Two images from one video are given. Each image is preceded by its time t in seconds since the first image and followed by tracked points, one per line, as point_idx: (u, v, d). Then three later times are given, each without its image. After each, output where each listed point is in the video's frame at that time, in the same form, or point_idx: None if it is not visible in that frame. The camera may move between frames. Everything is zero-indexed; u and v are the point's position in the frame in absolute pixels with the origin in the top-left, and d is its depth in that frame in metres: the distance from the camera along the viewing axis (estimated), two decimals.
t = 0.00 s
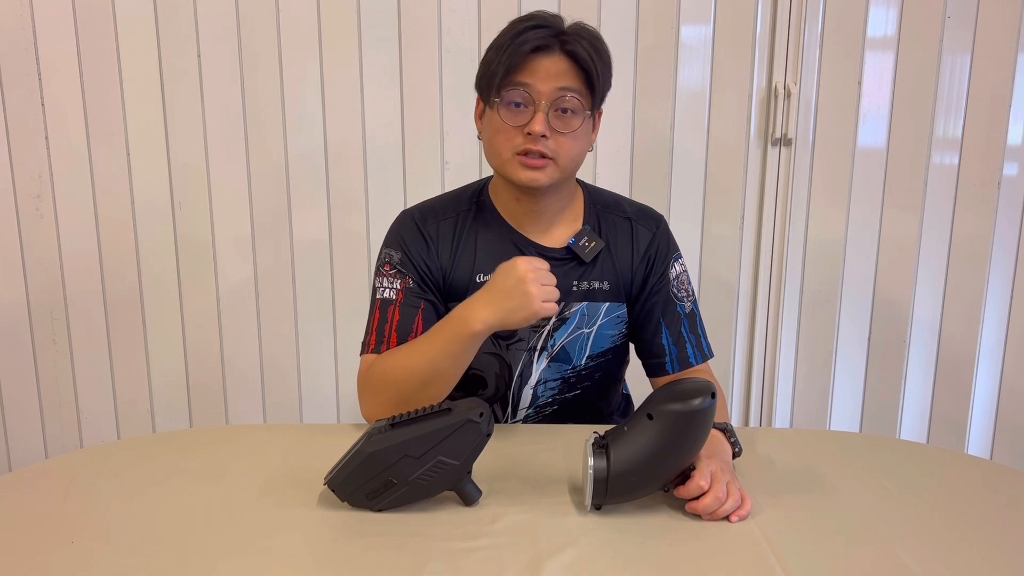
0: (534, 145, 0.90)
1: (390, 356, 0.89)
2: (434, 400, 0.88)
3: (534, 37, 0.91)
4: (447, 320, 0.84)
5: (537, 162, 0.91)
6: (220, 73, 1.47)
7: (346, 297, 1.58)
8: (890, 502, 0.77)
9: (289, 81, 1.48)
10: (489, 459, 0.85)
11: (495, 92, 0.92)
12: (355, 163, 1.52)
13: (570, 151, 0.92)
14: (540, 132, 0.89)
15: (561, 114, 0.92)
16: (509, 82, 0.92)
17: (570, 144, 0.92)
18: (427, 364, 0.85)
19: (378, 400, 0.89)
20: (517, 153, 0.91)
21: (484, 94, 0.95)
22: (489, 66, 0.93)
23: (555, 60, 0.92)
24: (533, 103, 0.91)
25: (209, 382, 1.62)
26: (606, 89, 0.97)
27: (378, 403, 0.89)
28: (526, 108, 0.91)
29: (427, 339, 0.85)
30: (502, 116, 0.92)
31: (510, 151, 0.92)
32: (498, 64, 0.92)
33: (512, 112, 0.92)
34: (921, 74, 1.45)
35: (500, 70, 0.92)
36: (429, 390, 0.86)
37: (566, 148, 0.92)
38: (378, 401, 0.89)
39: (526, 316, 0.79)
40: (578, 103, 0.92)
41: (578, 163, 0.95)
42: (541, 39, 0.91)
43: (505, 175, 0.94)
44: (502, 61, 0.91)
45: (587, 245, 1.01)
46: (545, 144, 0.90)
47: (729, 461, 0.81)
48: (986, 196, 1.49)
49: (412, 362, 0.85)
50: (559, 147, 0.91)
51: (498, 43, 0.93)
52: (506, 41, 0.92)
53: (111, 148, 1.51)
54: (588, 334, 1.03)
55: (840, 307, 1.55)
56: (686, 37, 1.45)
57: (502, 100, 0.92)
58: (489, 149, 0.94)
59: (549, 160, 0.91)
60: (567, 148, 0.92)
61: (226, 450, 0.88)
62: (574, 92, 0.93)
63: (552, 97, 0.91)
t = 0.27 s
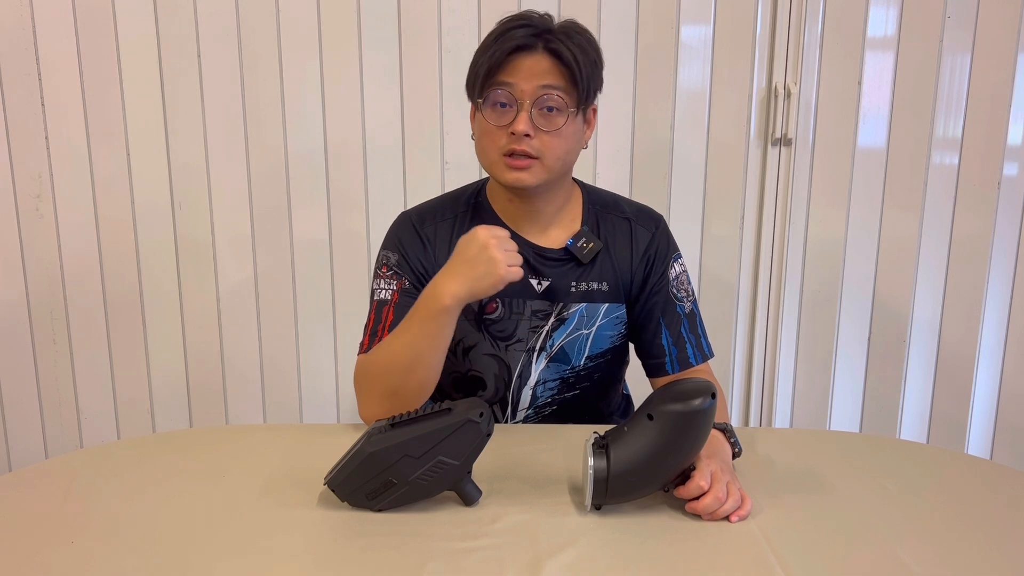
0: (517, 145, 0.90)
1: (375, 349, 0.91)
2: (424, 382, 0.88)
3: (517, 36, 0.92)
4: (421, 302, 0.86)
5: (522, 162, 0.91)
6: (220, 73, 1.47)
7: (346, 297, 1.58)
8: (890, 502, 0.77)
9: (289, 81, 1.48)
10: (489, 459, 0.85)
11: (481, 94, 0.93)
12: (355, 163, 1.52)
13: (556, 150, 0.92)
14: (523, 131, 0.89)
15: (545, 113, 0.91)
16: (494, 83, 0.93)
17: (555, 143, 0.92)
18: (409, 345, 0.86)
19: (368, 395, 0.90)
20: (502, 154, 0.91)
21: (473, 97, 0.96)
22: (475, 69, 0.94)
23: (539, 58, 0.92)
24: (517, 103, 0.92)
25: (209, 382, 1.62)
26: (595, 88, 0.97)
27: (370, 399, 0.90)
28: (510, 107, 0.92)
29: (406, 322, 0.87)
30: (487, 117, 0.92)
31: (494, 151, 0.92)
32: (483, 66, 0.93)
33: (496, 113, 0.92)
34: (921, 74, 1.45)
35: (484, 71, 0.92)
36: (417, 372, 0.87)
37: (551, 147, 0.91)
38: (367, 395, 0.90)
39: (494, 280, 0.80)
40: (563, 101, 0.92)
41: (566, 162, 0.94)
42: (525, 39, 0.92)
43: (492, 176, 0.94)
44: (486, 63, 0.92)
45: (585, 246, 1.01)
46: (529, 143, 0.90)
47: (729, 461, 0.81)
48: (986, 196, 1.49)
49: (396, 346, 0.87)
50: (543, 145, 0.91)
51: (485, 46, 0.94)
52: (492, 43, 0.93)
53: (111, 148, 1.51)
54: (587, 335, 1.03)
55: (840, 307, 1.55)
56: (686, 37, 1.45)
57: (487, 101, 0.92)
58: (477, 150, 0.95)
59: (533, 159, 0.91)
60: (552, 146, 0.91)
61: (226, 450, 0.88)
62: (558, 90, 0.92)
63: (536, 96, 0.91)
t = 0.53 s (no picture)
0: (515, 152, 0.89)
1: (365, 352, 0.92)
2: (410, 382, 0.88)
3: (507, 43, 0.91)
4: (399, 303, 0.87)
5: (519, 168, 0.90)
6: (220, 73, 1.47)
7: (346, 297, 1.58)
8: (890, 502, 0.77)
9: (289, 80, 1.48)
10: (488, 459, 0.85)
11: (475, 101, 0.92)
12: (355, 163, 1.52)
13: (552, 154, 0.91)
14: (520, 138, 0.88)
15: (540, 118, 0.90)
16: (487, 90, 0.92)
17: (551, 147, 0.91)
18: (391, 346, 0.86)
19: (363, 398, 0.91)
20: (499, 160, 0.90)
21: (468, 106, 0.95)
22: (468, 76, 0.93)
23: (530, 63, 0.91)
24: (511, 109, 0.90)
25: (209, 382, 1.62)
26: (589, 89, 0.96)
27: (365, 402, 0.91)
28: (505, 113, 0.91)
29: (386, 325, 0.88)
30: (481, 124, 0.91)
31: (491, 158, 0.91)
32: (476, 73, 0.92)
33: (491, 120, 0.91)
34: (921, 74, 1.45)
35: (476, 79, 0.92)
36: (402, 372, 0.87)
37: (548, 151, 0.91)
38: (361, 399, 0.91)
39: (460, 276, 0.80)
40: (558, 104, 0.91)
41: (563, 164, 0.94)
42: (517, 44, 0.91)
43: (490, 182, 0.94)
44: (479, 70, 0.92)
45: (583, 246, 1.01)
46: (526, 150, 0.89)
47: (729, 461, 0.81)
48: (986, 196, 1.49)
49: (379, 348, 0.87)
50: (540, 150, 0.90)
51: (477, 52, 0.94)
52: (484, 49, 0.93)
53: (111, 148, 1.51)
54: (585, 335, 1.03)
55: (840, 307, 1.55)
56: (686, 37, 1.46)
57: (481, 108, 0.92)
58: (474, 157, 0.94)
59: (531, 165, 0.90)
60: (548, 151, 0.91)
61: (226, 450, 0.88)
62: (552, 94, 0.92)
63: (530, 101, 0.90)
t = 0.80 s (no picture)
0: (507, 161, 0.90)
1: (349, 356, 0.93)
2: (382, 385, 0.88)
3: (488, 52, 0.91)
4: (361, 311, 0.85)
5: (513, 177, 0.92)
6: (220, 73, 1.47)
7: (346, 297, 1.58)
8: (890, 502, 0.77)
9: (289, 80, 1.48)
10: (489, 458, 0.85)
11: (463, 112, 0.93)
12: (355, 163, 1.52)
13: (545, 160, 0.92)
14: (510, 147, 0.89)
15: (528, 124, 0.91)
16: (474, 101, 0.92)
17: (543, 153, 0.92)
18: (359, 355, 0.86)
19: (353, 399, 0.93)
20: (493, 171, 0.92)
21: (457, 117, 0.96)
22: (454, 88, 0.94)
23: (513, 69, 0.91)
24: (499, 118, 0.91)
25: (209, 382, 1.62)
26: (576, 88, 0.96)
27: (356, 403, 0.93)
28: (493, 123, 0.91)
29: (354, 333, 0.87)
30: (470, 136, 0.92)
31: (485, 169, 0.92)
32: (461, 85, 0.92)
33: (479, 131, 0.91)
34: (921, 74, 1.45)
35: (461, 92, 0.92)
36: (371, 381, 0.87)
37: (540, 157, 0.92)
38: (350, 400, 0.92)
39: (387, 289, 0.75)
40: (545, 109, 0.91)
41: (556, 167, 0.94)
42: (498, 52, 0.91)
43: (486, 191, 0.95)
44: (463, 82, 0.92)
45: (581, 246, 1.01)
46: (517, 159, 0.90)
47: (729, 461, 0.81)
48: (987, 196, 1.49)
49: (350, 355, 0.88)
50: (531, 157, 0.91)
51: (460, 62, 0.94)
52: (466, 59, 0.92)
53: (110, 148, 1.51)
54: (583, 335, 1.03)
55: (840, 307, 1.55)
56: (686, 37, 1.46)
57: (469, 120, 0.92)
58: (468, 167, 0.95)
59: (524, 173, 0.92)
60: (540, 157, 0.92)
61: (226, 450, 0.88)
62: (538, 98, 0.92)
63: (516, 108, 0.91)
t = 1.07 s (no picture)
0: (492, 161, 0.90)
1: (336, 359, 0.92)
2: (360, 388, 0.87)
3: (474, 52, 0.91)
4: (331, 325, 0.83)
5: (499, 176, 0.92)
6: (220, 73, 1.47)
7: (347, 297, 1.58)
8: (890, 501, 0.77)
9: (289, 80, 1.48)
10: (488, 458, 0.85)
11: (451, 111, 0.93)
12: (355, 164, 1.52)
13: (531, 159, 0.92)
14: (494, 146, 0.90)
15: (513, 123, 0.91)
16: (461, 100, 0.93)
17: (529, 152, 0.92)
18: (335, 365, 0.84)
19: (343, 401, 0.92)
20: (479, 170, 0.92)
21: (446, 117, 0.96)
22: (442, 87, 0.95)
23: (499, 69, 0.91)
24: (485, 118, 0.91)
25: (209, 382, 1.62)
26: (564, 87, 0.95)
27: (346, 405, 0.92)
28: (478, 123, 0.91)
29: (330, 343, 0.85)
30: (457, 135, 0.92)
31: (471, 168, 0.93)
32: (448, 84, 0.93)
33: (465, 131, 0.92)
34: (921, 74, 1.45)
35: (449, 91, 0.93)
36: (350, 386, 0.86)
37: (526, 156, 0.92)
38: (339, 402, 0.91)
39: (346, 310, 0.74)
40: (531, 108, 0.92)
41: (543, 166, 0.94)
42: (484, 51, 0.91)
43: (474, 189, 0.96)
44: (451, 81, 0.92)
45: (575, 245, 1.02)
46: (502, 157, 0.90)
47: (728, 461, 0.81)
48: (987, 196, 1.49)
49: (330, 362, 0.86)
50: (516, 156, 0.91)
51: (448, 62, 0.94)
52: (454, 58, 0.93)
53: (110, 149, 1.51)
54: (578, 334, 1.03)
55: (840, 307, 1.55)
56: (686, 37, 1.46)
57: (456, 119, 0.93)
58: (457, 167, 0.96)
59: (510, 172, 0.92)
60: (527, 156, 0.92)
61: (226, 450, 0.88)
62: (524, 97, 0.91)
63: (502, 107, 0.91)
